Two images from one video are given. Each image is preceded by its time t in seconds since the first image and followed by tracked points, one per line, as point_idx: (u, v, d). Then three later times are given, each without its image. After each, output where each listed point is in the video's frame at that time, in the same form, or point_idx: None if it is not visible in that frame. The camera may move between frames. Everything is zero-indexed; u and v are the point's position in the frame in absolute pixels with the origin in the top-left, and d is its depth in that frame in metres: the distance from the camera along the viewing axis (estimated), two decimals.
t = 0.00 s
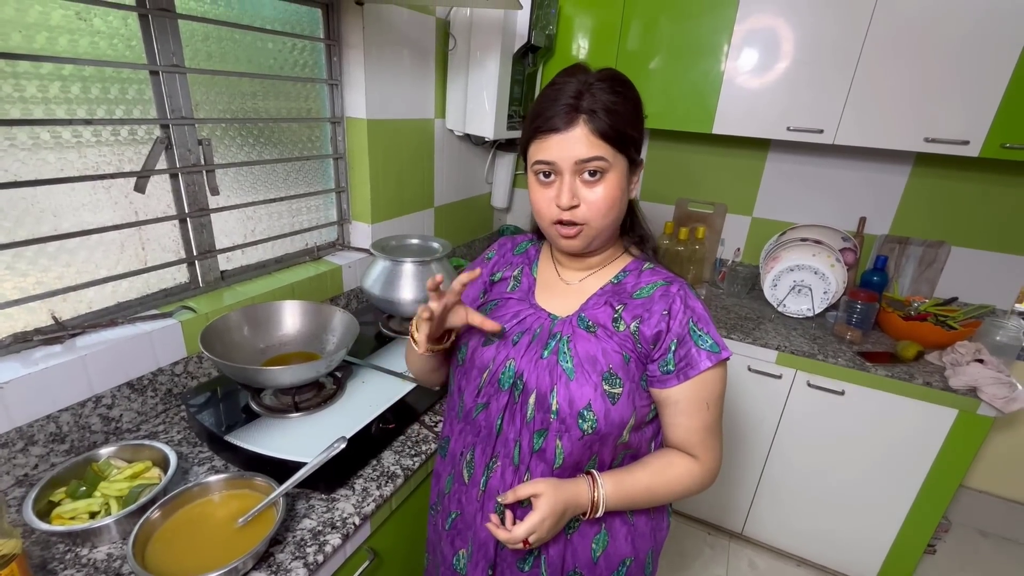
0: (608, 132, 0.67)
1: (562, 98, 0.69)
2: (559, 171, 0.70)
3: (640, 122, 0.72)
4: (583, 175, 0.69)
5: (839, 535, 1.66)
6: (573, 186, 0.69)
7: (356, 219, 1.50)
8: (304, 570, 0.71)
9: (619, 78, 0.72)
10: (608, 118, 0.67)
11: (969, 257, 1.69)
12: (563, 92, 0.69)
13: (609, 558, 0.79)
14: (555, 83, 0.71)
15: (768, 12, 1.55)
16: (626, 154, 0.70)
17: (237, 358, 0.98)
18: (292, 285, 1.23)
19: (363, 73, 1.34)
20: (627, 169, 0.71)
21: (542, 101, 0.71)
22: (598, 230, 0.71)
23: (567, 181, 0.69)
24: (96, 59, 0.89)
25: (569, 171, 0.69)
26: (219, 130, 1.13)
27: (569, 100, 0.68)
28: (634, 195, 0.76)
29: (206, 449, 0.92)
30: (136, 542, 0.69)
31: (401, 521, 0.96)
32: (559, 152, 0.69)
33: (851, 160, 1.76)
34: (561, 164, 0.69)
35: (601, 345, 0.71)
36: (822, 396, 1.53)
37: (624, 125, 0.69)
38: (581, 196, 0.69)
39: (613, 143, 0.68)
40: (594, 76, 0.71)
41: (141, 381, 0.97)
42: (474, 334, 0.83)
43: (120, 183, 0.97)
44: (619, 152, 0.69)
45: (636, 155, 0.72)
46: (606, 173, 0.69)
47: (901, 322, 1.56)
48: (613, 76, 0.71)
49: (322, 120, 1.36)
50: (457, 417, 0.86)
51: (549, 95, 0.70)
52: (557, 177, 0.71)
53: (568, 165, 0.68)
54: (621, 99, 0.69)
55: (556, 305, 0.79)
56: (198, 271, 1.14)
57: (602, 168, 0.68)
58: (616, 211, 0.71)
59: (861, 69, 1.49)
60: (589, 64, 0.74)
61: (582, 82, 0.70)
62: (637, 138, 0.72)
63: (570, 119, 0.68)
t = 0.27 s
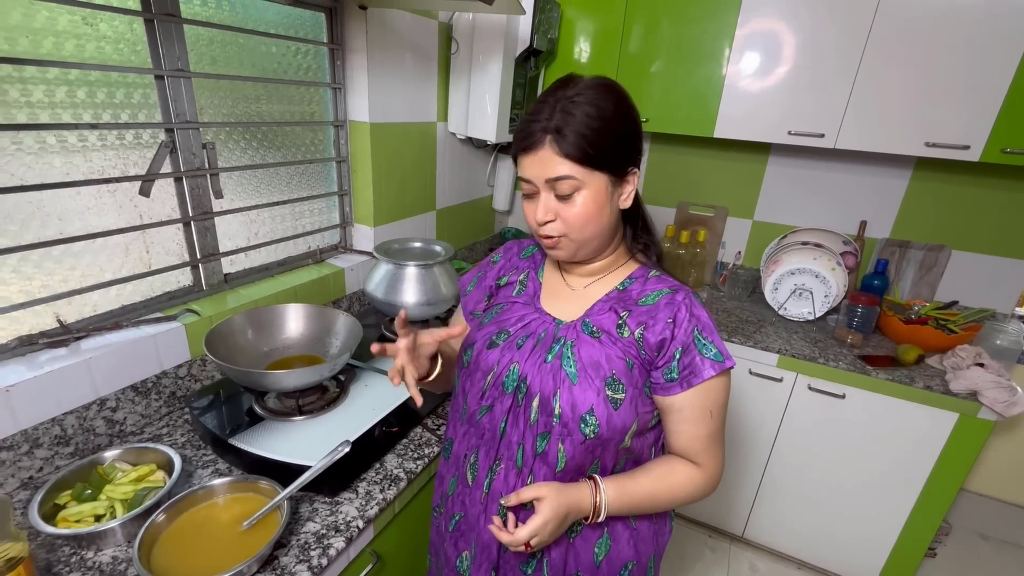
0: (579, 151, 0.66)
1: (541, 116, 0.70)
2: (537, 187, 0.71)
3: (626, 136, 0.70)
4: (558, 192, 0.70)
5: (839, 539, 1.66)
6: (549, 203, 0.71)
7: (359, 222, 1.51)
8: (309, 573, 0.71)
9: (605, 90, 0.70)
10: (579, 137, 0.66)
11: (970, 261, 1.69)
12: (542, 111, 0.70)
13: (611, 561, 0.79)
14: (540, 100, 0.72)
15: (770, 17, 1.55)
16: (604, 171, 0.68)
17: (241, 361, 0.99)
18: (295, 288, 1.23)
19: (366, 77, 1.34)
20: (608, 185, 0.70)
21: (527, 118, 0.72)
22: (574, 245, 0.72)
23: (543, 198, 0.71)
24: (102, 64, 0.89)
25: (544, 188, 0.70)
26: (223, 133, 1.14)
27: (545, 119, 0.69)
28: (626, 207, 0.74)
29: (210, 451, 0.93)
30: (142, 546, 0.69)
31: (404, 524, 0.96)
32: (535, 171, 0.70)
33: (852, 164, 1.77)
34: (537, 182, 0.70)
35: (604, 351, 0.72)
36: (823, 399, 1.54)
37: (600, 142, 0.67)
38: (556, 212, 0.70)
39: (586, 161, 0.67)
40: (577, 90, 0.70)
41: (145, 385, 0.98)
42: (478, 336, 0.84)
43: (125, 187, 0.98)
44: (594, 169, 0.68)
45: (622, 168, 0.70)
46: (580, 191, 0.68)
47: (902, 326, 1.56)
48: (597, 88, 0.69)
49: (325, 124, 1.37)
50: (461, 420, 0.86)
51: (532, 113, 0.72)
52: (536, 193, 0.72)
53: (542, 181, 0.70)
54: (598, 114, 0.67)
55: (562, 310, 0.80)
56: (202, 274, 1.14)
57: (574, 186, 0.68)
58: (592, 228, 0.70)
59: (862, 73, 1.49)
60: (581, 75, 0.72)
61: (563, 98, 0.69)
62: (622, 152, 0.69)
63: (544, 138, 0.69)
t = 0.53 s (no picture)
0: (568, 157, 0.67)
1: (538, 120, 0.71)
2: (530, 190, 0.72)
3: (620, 143, 0.69)
4: (549, 196, 0.70)
5: (841, 541, 1.66)
6: (539, 205, 0.71)
7: (362, 222, 1.51)
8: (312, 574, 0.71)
9: (604, 96, 0.69)
10: (568, 144, 0.66)
11: (973, 263, 1.69)
12: (539, 115, 0.71)
13: (610, 563, 0.79)
14: (540, 103, 0.73)
15: (773, 19, 1.55)
16: (594, 178, 0.68)
17: (247, 361, 1.00)
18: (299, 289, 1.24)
19: (369, 78, 1.35)
20: (599, 192, 0.70)
21: (525, 121, 0.73)
22: (563, 248, 0.73)
23: (534, 201, 0.72)
24: (108, 65, 0.90)
25: (536, 191, 0.71)
26: (227, 134, 1.14)
27: (540, 123, 0.70)
28: (619, 214, 0.74)
29: (214, 451, 0.93)
30: (147, 545, 0.69)
31: (407, 525, 0.96)
32: (529, 173, 0.71)
33: (854, 166, 1.77)
34: (529, 184, 0.71)
35: (600, 352, 0.72)
36: (825, 401, 1.54)
37: (589, 149, 0.66)
38: (545, 215, 0.71)
39: (575, 168, 0.67)
40: (575, 95, 0.69)
41: (150, 385, 0.98)
42: (482, 335, 0.86)
43: (130, 188, 0.98)
44: (583, 175, 0.68)
45: (614, 176, 0.70)
46: (568, 196, 0.69)
47: (904, 328, 1.56)
48: (595, 95, 0.69)
49: (328, 125, 1.37)
50: (462, 416, 0.88)
51: (531, 115, 0.73)
52: (530, 195, 0.73)
53: (533, 185, 0.71)
54: (591, 121, 0.67)
55: (561, 311, 0.81)
56: (206, 274, 1.15)
57: (562, 191, 0.69)
58: (580, 233, 0.71)
59: (864, 75, 1.49)
60: (584, 80, 0.72)
61: (559, 102, 0.70)
62: (613, 160, 0.69)
63: (537, 142, 0.69)
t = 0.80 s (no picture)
0: (577, 151, 0.67)
1: (543, 117, 0.71)
2: (537, 186, 0.72)
3: (626, 138, 0.70)
4: (557, 191, 0.70)
5: (841, 541, 1.66)
6: (547, 201, 0.71)
7: (364, 222, 1.51)
8: (315, 571, 0.72)
9: (609, 92, 0.70)
10: (577, 137, 0.67)
11: (975, 263, 1.69)
12: (544, 112, 0.71)
13: (606, 563, 0.80)
14: (545, 101, 0.73)
15: (775, 19, 1.56)
16: (602, 172, 0.69)
17: (250, 360, 1.00)
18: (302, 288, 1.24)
19: (372, 77, 1.35)
20: (607, 186, 0.70)
21: (530, 118, 0.73)
22: (571, 245, 0.72)
23: (542, 197, 0.72)
24: (113, 65, 0.90)
25: (543, 187, 0.71)
26: (231, 134, 1.15)
27: (547, 119, 0.70)
28: (626, 210, 0.74)
29: (217, 449, 0.94)
30: (152, 542, 0.70)
31: (409, 524, 0.97)
32: (536, 169, 0.71)
33: (856, 166, 1.77)
34: (536, 180, 0.71)
35: (598, 352, 0.73)
36: (826, 401, 1.54)
37: (597, 142, 0.67)
38: (553, 211, 0.71)
39: (583, 161, 0.67)
40: (581, 91, 0.70)
41: (154, 383, 0.98)
42: (485, 331, 0.87)
43: (134, 187, 0.99)
44: (592, 168, 0.68)
45: (621, 170, 0.70)
46: (577, 191, 0.69)
47: (905, 329, 1.56)
48: (600, 91, 0.70)
49: (331, 124, 1.37)
50: (464, 411, 0.88)
51: (536, 113, 0.73)
52: (536, 191, 0.73)
53: (541, 181, 0.71)
54: (598, 116, 0.68)
55: (563, 310, 0.82)
56: (209, 273, 1.15)
57: (571, 185, 0.69)
58: (590, 227, 0.71)
59: (867, 76, 1.50)
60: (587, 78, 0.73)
61: (565, 99, 0.70)
62: (621, 154, 0.69)
63: (544, 137, 0.70)
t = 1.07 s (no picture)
0: (566, 156, 0.67)
1: (542, 117, 0.71)
2: (532, 186, 0.73)
3: (620, 144, 0.68)
4: (548, 193, 0.71)
5: (843, 540, 1.66)
6: (538, 202, 0.72)
7: (366, 220, 1.51)
8: (319, 569, 0.72)
9: (609, 95, 0.69)
10: (567, 142, 0.67)
11: (978, 263, 1.68)
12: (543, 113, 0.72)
13: (606, 561, 0.80)
14: (547, 101, 0.73)
15: (778, 18, 1.55)
16: (592, 176, 0.68)
17: (254, 358, 1.00)
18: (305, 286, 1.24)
19: (375, 76, 1.35)
20: (598, 190, 0.70)
21: (530, 118, 0.74)
22: (561, 245, 0.73)
23: (534, 197, 0.73)
24: (116, 62, 0.90)
25: (535, 187, 0.72)
26: (233, 132, 1.15)
27: (543, 120, 0.70)
28: (619, 214, 0.73)
29: (220, 446, 0.94)
30: (156, 540, 0.70)
31: (411, 523, 0.96)
32: (529, 170, 0.72)
33: (860, 165, 1.76)
34: (530, 180, 0.72)
35: (600, 350, 0.72)
36: (829, 400, 1.54)
37: (587, 148, 0.66)
38: (544, 212, 0.72)
39: (572, 166, 0.67)
40: (581, 93, 0.69)
41: (156, 381, 0.98)
42: (488, 329, 0.87)
43: (138, 184, 0.99)
44: (581, 173, 0.68)
45: (613, 175, 0.69)
46: (565, 194, 0.69)
47: (909, 328, 1.56)
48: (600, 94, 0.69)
49: (334, 123, 1.37)
50: (467, 408, 0.88)
51: (537, 113, 0.73)
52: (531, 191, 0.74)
53: (534, 181, 0.72)
54: (591, 120, 0.67)
55: (565, 308, 0.81)
56: (212, 271, 1.15)
57: (560, 188, 0.69)
58: (576, 230, 0.71)
59: (870, 74, 1.49)
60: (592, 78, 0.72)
61: (564, 100, 0.70)
62: (613, 160, 0.68)
63: (538, 138, 0.70)
